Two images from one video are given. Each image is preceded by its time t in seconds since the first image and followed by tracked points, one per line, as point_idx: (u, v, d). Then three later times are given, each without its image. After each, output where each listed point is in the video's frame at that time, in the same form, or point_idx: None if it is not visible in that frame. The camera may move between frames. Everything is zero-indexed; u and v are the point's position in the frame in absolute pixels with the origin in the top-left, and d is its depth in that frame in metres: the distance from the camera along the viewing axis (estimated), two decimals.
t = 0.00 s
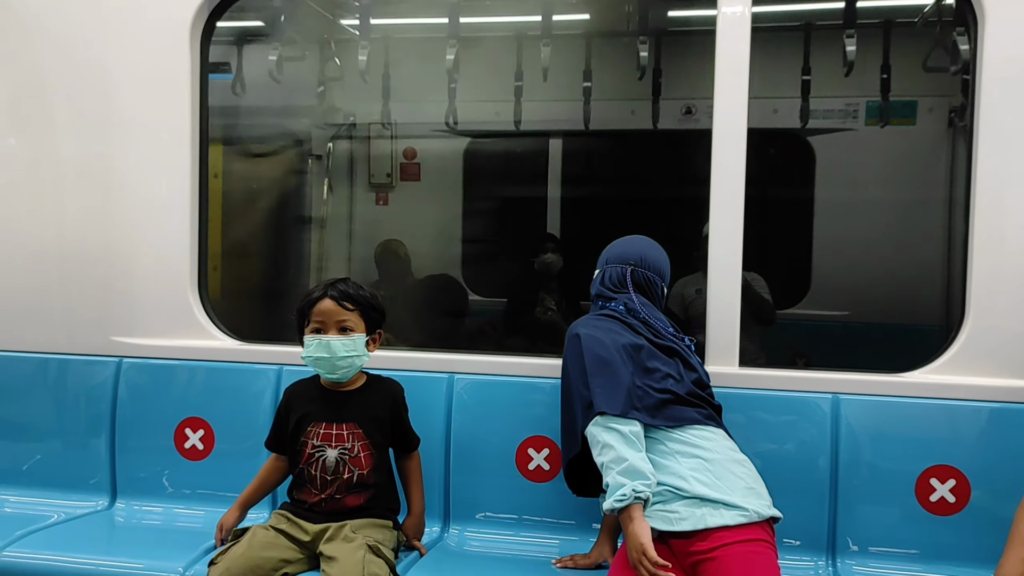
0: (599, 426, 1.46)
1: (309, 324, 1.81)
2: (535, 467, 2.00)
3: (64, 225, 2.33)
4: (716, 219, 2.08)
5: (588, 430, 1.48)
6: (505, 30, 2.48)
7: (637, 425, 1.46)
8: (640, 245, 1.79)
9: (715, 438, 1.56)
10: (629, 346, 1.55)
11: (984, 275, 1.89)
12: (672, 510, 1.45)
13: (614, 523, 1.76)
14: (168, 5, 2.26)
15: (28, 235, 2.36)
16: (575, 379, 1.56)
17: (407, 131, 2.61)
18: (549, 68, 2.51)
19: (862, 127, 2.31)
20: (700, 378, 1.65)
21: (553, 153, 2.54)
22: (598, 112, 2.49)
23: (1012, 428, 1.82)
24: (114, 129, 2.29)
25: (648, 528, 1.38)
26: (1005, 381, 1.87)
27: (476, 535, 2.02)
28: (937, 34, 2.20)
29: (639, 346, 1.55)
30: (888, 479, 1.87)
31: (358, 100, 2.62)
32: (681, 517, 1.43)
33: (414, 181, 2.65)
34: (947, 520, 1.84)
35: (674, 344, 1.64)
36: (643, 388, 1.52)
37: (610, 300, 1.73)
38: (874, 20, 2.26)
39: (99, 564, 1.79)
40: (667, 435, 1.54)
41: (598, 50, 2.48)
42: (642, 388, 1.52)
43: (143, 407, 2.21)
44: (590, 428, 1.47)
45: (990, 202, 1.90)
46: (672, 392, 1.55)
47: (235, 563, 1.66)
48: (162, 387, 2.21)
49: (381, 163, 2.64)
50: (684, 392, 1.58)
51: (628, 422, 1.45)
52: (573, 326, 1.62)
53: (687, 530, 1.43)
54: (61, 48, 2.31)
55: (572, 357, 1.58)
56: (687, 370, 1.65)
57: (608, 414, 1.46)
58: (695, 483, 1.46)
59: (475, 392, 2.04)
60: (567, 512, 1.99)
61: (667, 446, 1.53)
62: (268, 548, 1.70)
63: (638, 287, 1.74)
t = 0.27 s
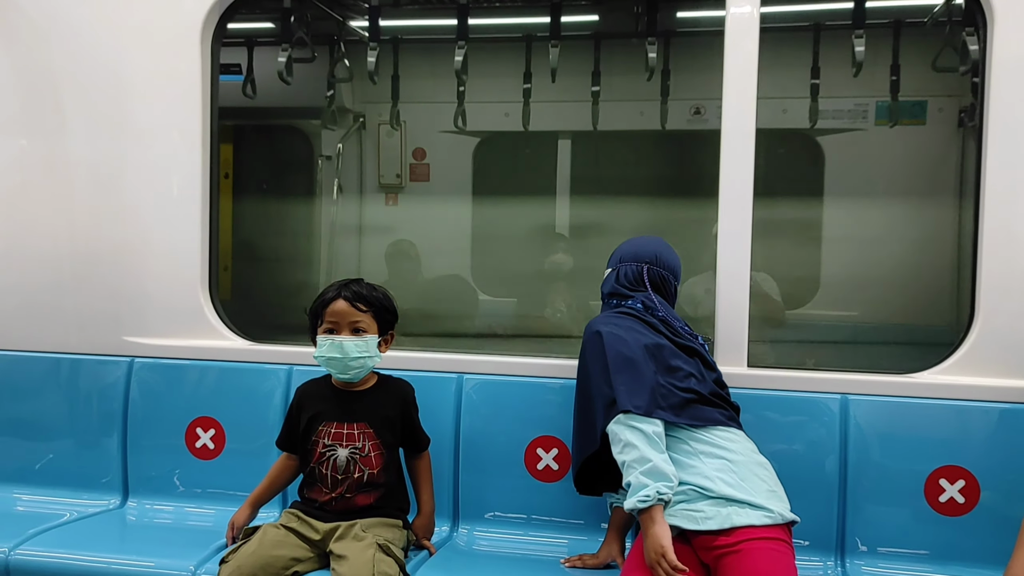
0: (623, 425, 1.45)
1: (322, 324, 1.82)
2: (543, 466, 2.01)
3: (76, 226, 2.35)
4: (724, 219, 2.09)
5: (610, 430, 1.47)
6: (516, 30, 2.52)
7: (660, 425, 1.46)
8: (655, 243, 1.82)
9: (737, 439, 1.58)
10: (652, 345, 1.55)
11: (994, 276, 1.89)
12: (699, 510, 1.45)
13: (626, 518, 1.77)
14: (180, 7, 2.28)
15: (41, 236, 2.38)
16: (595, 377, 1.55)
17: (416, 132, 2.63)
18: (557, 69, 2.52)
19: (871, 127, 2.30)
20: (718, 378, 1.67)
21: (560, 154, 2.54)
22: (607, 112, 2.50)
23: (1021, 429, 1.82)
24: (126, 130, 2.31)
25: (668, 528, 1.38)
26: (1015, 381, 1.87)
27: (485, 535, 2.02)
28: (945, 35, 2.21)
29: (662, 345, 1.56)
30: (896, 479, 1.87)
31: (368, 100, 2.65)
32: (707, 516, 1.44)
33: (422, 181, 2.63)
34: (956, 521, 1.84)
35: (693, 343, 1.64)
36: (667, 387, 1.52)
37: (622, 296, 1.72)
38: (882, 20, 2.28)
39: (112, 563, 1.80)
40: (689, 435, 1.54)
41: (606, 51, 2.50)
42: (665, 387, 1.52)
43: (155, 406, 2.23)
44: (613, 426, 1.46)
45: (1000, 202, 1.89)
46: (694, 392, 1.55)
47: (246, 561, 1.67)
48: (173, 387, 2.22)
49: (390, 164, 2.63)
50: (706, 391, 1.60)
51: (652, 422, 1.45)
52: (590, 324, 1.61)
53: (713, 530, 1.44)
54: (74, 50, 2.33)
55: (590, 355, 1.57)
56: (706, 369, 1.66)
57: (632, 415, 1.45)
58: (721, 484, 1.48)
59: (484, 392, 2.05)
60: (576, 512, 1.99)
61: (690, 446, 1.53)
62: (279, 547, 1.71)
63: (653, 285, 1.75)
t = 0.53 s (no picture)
0: (686, 428, 1.45)
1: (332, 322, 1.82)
2: (551, 464, 2.01)
3: (87, 225, 2.37)
4: (733, 217, 2.08)
5: (668, 429, 1.47)
6: (524, 28, 2.52)
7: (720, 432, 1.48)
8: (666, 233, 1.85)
9: (775, 453, 1.63)
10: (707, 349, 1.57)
11: (1004, 274, 1.88)
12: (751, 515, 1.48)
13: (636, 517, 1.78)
14: (189, 7, 2.28)
15: (52, 235, 2.40)
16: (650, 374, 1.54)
17: (424, 130, 2.63)
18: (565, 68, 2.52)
19: (881, 124, 2.29)
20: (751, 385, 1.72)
21: (569, 152, 2.54)
22: (615, 111, 2.50)
23: None
24: (136, 129, 2.33)
25: (725, 540, 1.42)
26: None
27: (493, 532, 2.03)
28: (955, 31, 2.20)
29: (715, 350, 1.58)
30: (906, 478, 1.86)
31: (377, 99, 2.66)
32: (759, 520, 1.48)
33: (430, 180, 2.63)
34: (966, 520, 1.83)
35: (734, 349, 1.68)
36: (721, 393, 1.54)
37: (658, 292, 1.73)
38: (893, 17, 2.25)
39: (122, 559, 1.82)
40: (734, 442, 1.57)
41: (615, 49, 2.50)
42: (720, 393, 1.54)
43: (165, 403, 2.24)
44: (674, 428, 1.46)
45: (1010, 199, 1.88)
46: (743, 400, 1.58)
47: (255, 558, 1.68)
48: (182, 385, 2.24)
49: (399, 162, 2.64)
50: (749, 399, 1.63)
51: (715, 428, 1.46)
52: (638, 318, 1.61)
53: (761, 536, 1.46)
54: (85, 50, 2.35)
55: (639, 351, 1.57)
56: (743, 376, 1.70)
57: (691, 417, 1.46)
58: (768, 496, 1.52)
59: (492, 390, 2.05)
60: (584, 510, 1.99)
61: (737, 456, 1.57)
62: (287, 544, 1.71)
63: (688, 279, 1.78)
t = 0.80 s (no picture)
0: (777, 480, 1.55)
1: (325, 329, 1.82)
2: (541, 467, 2.02)
3: (76, 229, 2.36)
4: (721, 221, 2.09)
5: (762, 477, 1.55)
6: (514, 32, 2.53)
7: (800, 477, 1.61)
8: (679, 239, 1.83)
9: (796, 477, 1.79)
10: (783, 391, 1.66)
11: (990, 277, 1.89)
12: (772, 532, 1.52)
13: (620, 522, 1.79)
14: (178, 10, 2.28)
15: (41, 238, 2.39)
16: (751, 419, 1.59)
17: (415, 134, 2.63)
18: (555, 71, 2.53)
19: (869, 128, 2.31)
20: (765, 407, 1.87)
21: (559, 156, 2.54)
22: (604, 114, 2.51)
23: (1018, 429, 1.82)
24: (125, 133, 2.32)
25: None
26: (1012, 382, 1.87)
27: (482, 536, 2.03)
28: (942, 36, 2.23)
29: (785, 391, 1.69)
30: (893, 480, 1.87)
31: (367, 102, 2.66)
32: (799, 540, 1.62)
33: (421, 183, 2.64)
34: (952, 521, 1.84)
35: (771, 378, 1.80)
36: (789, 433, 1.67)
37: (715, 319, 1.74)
38: (880, 21, 2.28)
39: (111, 564, 1.81)
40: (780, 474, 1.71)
41: (604, 52, 2.51)
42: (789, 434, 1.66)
43: (154, 408, 2.24)
44: (777, 478, 1.54)
45: (996, 203, 1.89)
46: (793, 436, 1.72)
47: (244, 563, 1.68)
48: (171, 389, 2.23)
49: (389, 165, 2.64)
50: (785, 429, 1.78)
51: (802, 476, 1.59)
52: (732, 354, 1.62)
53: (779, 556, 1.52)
54: (74, 53, 2.34)
55: (741, 392, 1.60)
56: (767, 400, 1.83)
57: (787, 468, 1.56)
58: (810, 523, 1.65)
59: (481, 393, 2.06)
60: (574, 513, 2.00)
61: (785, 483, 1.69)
62: (277, 549, 1.71)
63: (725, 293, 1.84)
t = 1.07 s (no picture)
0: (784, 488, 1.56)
1: (334, 333, 1.78)
2: (516, 472, 2.01)
3: (46, 235, 2.33)
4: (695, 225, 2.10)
5: (775, 485, 1.56)
6: (490, 38, 2.54)
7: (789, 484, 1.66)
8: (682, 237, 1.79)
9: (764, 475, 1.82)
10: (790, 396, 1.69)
11: (959, 280, 1.91)
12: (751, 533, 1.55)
13: (599, 525, 1.78)
14: (150, 14, 2.26)
15: (9, 245, 2.36)
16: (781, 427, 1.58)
17: (391, 139, 2.63)
18: (530, 76, 2.54)
19: (842, 133, 2.33)
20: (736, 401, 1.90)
21: (535, 162, 2.54)
22: (580, 119, 2.51)
23: (987, 430, 1.84)
24: (96, 138, 2.30)
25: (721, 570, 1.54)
26: (981, 383, 1.89)
27: (458, 542, 2.02)
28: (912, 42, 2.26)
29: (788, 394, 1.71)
30: (865, 482, 1.89)
31: (343, 108, 2.65)
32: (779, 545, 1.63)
33: (397, 189, 2.63)
34: (923, 522, 1.86)
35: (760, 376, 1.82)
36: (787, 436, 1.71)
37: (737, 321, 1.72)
38: (852, 27, 2.31)
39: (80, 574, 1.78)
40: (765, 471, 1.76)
41: (579, 58, 2.52)
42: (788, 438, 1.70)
43: (125, 416, 2.21)
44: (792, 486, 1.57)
45: (965, 206, 1.91)
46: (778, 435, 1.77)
47: (216, 571, 1.65)
48: (142, 396, 2.20)
49: (365, 170, 2.64)
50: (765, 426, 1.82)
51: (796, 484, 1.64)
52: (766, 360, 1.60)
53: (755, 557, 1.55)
54: (44, 58, 2.32)
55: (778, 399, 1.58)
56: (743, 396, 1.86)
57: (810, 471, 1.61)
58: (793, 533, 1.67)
59: (456, 399, 2.05)
60: (550, 518, 1.99)
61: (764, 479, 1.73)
62: (247, 556, 1.69)
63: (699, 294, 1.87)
